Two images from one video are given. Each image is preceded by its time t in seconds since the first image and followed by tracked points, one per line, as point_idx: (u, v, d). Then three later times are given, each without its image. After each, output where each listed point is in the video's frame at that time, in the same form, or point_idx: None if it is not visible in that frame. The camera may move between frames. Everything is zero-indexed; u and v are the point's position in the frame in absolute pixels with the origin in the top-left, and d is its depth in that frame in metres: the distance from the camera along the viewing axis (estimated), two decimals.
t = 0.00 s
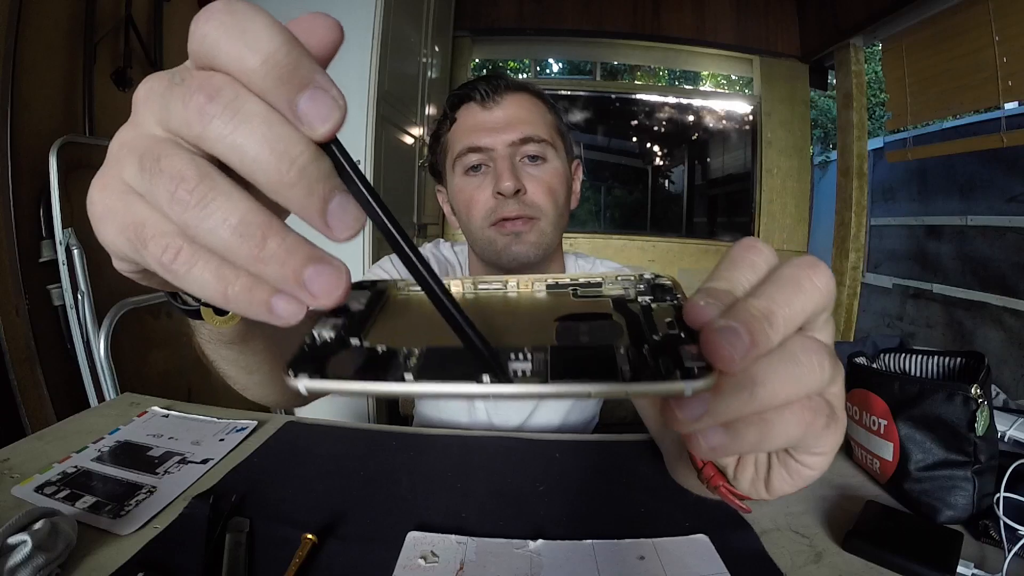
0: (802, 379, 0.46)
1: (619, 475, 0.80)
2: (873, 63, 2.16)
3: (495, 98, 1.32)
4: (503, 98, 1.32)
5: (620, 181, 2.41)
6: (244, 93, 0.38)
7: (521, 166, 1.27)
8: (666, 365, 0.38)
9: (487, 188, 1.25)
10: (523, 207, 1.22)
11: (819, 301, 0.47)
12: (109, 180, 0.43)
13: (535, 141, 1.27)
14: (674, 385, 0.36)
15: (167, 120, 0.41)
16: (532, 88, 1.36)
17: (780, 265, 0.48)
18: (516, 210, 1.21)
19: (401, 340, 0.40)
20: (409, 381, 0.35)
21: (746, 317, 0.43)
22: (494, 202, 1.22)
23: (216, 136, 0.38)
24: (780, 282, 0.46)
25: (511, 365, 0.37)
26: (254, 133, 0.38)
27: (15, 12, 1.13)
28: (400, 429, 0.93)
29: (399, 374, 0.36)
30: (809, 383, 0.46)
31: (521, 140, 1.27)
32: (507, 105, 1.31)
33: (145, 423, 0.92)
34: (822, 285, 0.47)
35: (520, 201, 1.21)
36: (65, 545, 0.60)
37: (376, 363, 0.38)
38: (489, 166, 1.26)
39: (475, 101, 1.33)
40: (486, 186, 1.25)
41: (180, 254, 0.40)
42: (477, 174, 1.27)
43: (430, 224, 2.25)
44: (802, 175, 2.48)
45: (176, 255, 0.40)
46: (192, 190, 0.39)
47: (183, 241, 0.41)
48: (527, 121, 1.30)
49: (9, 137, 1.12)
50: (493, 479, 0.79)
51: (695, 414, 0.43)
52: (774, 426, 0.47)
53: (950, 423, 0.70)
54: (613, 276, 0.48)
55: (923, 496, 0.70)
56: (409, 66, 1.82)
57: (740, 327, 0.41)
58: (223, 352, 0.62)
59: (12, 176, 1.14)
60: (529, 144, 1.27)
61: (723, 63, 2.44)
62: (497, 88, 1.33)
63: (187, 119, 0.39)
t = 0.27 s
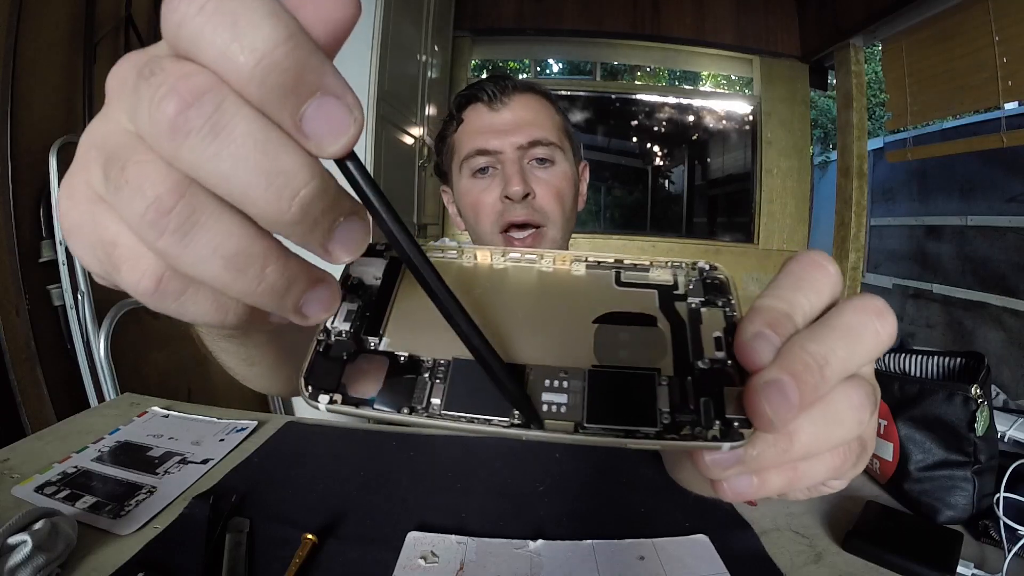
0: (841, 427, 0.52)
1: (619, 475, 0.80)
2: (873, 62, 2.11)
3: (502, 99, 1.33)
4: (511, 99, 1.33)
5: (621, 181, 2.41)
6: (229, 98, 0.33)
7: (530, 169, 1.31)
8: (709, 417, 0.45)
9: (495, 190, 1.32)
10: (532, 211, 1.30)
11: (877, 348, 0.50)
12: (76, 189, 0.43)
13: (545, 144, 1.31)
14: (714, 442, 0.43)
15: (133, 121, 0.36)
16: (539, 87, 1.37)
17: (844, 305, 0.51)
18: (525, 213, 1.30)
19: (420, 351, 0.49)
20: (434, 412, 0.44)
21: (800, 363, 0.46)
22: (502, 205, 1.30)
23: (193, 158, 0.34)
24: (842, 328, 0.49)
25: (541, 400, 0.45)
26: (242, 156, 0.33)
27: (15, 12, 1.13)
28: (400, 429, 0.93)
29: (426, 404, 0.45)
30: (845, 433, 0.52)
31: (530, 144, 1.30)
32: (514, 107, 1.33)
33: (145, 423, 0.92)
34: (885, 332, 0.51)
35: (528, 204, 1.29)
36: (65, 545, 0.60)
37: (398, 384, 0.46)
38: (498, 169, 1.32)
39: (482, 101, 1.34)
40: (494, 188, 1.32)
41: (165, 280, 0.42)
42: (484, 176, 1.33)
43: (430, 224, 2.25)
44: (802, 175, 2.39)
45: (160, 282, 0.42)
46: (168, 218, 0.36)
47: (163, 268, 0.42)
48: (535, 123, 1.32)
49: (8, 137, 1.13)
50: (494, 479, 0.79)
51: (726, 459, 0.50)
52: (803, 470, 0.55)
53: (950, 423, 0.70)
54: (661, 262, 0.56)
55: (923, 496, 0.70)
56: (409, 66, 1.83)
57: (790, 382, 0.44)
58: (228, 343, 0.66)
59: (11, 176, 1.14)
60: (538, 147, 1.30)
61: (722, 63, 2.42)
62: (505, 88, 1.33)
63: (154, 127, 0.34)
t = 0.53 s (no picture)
0: (840, 436, 0.53)
1: (619, 476, 0.80)
2: (873, 62, 2.11)
3: (513, 99, 1.33)
4: (521, 99, 1.33)
5: (620, 180, 2.43)
6: (286, 102, 0.32)
7: (538, 169, 1.32)
8: (704, 428, 0.45)
9: (503, 188, 1.33)
10: (540, 210, 1.31)
11: (876, 359, 0.52)
12: (115, 188, 0.42)
13: (555, 145, 1.32)
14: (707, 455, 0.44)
15: (177, 120, 0.35)
16: (548, 88, 1.38)
17: (845, 315, 0.53)
18: (533, 213, 1.30)
19: (421, 361, 0.48)
20: (433, 424, 0.45)
21: (796, 377, 0.47)
22: (511, 204, 1.30)
23: (253, 162, 0.33)
24: (844, 340, 0.50)
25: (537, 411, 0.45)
26: (305, 161, 0.33)
27: (15, 12, 1.13)
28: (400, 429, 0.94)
29: (425, 415, 0.45)
30: (845, 442, 0.54)
31: (539, 144, 1.31)
32: (524, 107, 1.33)
33: (145, 423, 0.92)
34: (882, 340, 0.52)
35: (537, 204, 1.30)
36: (65, 545, 0.60)
37: (396, 396, 0.46)
38: (507, 168, 1.32)
39: (492, 101, 1.34)
40: (502, 187, 1.33)
41: (218, 283, 0.41)
42: (492, 175, 1.34)
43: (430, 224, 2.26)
44: (802, 174, 2.37)
45: (213, 285, 0.41)
46: (226, 220, 0.35)
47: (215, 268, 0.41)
48: (545, 123, 1.33)
49: (8, 136, 1.13)
50: (494, 479, 0.79)
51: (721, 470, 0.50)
52: (802, 480, 0.55)
53: (950, 423, 0.70)
54: (662, 265, 0.54)
55: (923, 496, 0.70)
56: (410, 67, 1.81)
57: (784, 396, 0.46)
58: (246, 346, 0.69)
59: (11, 175, 1.14)
60: (548, 148, 1.31)
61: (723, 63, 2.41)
62: (516, 88, 1.33)
63: (208, 130, 0.33)
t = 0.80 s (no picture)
0: (847, 418, 0.53)
1: (619, 476, 0.80)
2: (873, 62, 2.11)
3: (518, 99, 1.32)
4: (526, 99, 1.33)
5: (620, 180, 2.44)
6: (279, 72, 0.36)
7: (543, 170, 1.32)
8: (715, 402, 0.46)
9: (507, 189, 1.33)
10: (544, 210, 1.31)
11: (884, 342, 0.52)
12: (122, 149, 0.44)
13: (559, 145, 1.32)
14: (719, 426, 0.44)
15: (185, 87, 0.39)
16: (553, 89, 1.37)
17: (853, 298, 0.53)
18: (537, 213, 1.30)
19: (437, 330, 0.49)
20: (448, 389, 0.45)
21: (807, 353, 0.48)
22: (515, 204, 1.30)
23: (246, 121, 0.36)
24: (852, 320, 0.50)
25: (552, 379, 0.45)
26: (290, 120, 0.36)
27: (15, 11, 1.12)
28: (400, 429, 0.93)
29: (439, 381, 0.45)
30: (853, 424, 0.54)
31: (544, 145, 1.31)
32: (530, 107, 1.32)
33: (145, 423, 0.92)
34: (892, 321, 0.52)
35: (542, 204, 1.30)
36: (65, 544, 0.60)
37: (412, 361, 0.47)
38: (511, 169, 1.33)
39: (497, 101, 1.34)
40: (507, 187, 1.33)
41: (209, 238, 0.43)
42: (497, 175, 1.34)
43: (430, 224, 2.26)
44: (802, 174, 2.37)
45: (206, 239, 0.43)
46: (220, 172, 0.38)
47: (208, 224, 0.43)
48: (550, 124, 1.33)
49: (9, 136, 1.13)
50: (494, 479, 0.79)
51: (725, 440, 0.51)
52: (807, 459, 0.55)
53: (950, 423, 0.70)
54: (675, 246, 0.57)
55: (923, 496, 0.70)
56: (409, 67, 1.79)
57: (794, 371, 0.46)
58: (246, 326, 0.78)
59: (12, 175, 1.14)
60: (552, 148, 1.31)
61: (723, 63, 2.41)
62: (521, 89, 1.33)
63: (211, 94, 0.37)
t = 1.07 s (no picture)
0: (849, 407, 0.53)
1: (619, 476, 0.80)
2: (873, 62, 2.10)
3: (523, 100, 1.33)
4: (532, 99, 1.34)
5: (620, 181, 2.44)
6: (307, 61, 0.37)
7: (548, 171, 1.32)
8: (721, 391, 0.46)
9: (512, 190, 1.32)
10: (549, 210, 1.30)
11: (886, 334, 0.52)
12: (143, 136, 0.45)
13: (564, 146, 1.32)
14: (726, 416, 0.45)
15: (209, 79, 0.40)
16: (558, 91, 1.39)
17: (854, 291, 0.53)
18: (542, 213, 1.30)
19: (443, 323, 0.50)
20: (456, 379, 0.46)
21: (810, 342, 0.48)
22: (520, 204, 1.29)
23: (274, 109, 0.38)
24: (853, 311, 0.50)
25: (559, 368, 0.46)
26: (317, 110, 0.37)
27: (15, 11, 1.12)
28: (400, 429, 0.93)
29: (448, 370, 0.46)
30: (856, 415, 0.54)
31: (549, 145, 1.31)
32: (535, 108, 1.33)
33: (145, 423, 0.92)
34: (893, 312, 0.52)
35: (546, 204, 1.29)
36: (65, 544, 0.60)
37: (421, 352, 0.47)
38: (516, 169, 1.32)
39: (502, 102, 1.35)
40: (512, 188, 1.32)
41: (227, 222, 0.44)
42: (502, 176, 1.33)
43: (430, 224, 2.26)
44: (802, 174, 2.38)
45: (223, 223, 0.44)
46: (245, 158, 0.39)
47: (227, 209, 0.44)
48: (554, 125, 1.33)
49: (8, 137, 1.13)
50: (494, 479, 0.79)
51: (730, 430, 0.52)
52: (811, 449, 0.55)
53: (950, 423, 0.70)
54: (679, 241, 0.57)
55: (923, 496, 0.70)
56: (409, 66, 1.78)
57: (798, 359, 0.46)
58: (255, 324, 0.78)
59: (12, 175, 1.14)
60: (557, 149, 1.31)
61: (723, 63, 2.41)
62: (526, 90, 1.34)
63: (238, 85, 0.38)
